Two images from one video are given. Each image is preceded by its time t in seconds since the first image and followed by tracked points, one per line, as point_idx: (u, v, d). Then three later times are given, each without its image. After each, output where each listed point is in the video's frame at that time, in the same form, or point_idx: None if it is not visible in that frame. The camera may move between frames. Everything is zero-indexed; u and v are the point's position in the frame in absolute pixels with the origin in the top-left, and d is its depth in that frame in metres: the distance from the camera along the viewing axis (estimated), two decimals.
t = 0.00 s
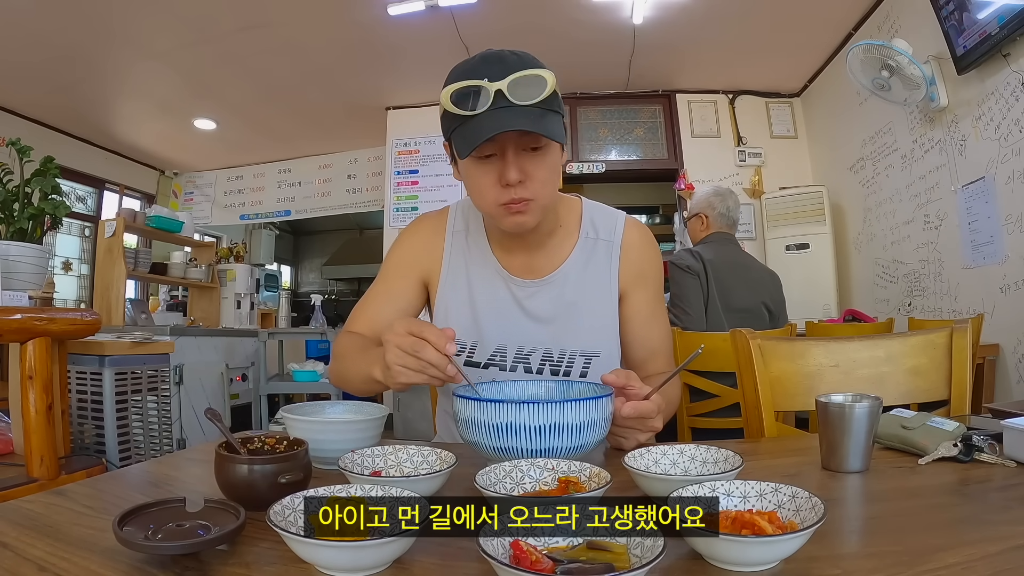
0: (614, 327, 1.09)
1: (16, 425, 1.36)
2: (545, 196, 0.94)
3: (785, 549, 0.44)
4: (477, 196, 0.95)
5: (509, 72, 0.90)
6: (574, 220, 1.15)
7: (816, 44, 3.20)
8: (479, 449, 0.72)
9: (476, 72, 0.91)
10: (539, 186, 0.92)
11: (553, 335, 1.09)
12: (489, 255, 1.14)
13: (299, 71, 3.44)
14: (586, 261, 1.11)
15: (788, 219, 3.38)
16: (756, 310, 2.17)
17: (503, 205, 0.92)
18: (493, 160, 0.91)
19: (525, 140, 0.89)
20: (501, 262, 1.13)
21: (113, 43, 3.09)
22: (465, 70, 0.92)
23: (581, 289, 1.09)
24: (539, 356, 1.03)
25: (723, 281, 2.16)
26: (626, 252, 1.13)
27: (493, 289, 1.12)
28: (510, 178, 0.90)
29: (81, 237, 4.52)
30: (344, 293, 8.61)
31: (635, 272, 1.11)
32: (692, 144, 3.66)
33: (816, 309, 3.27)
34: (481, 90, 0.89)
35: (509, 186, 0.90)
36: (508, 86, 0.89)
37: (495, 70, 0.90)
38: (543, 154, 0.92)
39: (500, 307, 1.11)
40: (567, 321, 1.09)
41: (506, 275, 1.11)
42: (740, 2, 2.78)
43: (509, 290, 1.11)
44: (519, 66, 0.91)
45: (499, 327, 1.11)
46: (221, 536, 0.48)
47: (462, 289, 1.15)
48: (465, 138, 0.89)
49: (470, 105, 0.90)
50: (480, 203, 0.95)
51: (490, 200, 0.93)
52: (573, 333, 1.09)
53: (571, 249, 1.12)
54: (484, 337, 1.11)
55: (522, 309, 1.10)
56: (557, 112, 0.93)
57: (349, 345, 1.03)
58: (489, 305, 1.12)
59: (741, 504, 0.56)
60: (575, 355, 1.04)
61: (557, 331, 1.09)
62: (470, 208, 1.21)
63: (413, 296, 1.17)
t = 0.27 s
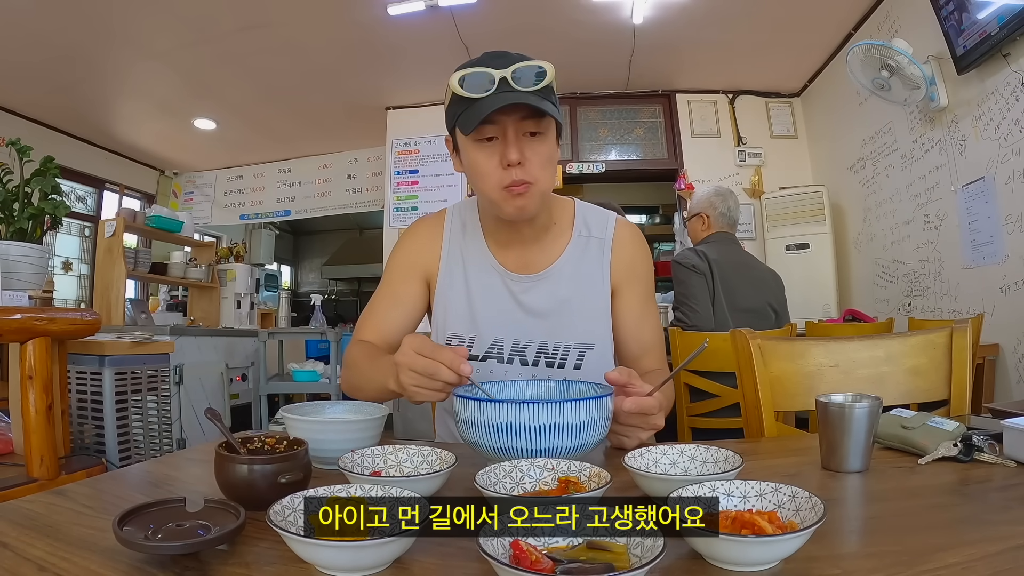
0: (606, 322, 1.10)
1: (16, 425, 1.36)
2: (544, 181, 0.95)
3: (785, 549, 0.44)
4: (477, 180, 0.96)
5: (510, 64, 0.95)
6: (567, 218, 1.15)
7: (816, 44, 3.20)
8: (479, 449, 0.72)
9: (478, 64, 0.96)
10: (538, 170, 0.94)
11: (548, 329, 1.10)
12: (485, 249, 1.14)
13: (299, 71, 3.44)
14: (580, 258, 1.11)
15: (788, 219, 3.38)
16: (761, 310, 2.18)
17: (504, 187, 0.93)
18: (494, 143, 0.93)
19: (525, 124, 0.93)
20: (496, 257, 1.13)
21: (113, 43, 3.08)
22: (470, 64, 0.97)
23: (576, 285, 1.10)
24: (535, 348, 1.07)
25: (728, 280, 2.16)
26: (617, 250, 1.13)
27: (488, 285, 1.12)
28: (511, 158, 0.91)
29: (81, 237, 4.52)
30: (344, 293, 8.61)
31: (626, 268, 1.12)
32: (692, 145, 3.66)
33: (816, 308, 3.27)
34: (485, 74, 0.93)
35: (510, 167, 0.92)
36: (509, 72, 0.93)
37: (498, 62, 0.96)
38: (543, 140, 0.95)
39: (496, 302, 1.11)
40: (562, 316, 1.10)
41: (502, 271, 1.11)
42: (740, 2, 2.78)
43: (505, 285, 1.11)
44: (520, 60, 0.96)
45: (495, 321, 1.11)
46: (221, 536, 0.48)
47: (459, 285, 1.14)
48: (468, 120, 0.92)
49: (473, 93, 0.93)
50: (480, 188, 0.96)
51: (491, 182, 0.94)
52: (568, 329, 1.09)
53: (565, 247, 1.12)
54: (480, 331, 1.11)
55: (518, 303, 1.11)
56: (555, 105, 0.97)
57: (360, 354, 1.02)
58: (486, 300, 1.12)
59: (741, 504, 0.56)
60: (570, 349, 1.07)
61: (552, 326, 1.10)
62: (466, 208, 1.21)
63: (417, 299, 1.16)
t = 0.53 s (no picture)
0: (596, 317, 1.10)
1: (16, 425, 1.36)
2: (534, 172, 0.96)
3: (785, 549, 0.44)
4: (467, 168, 0.97)
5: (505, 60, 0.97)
6: (560, 217, 1.15)
7: (816, 44, 3.20)
8: (479, 449, 0.72)
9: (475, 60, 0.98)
10: (529, 161, 0.94)
11: (540, 325, 1.10)
12: (477, 246, 1.14)
13: (299, 71, 3.44)
14: (572, 255, 1.11)
15: (788, 219, 3.38)
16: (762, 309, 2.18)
17: (492, 174, 0.94)
18: (487, 135, 0.94)
19: (517, 117, 0.95)
20: (489, 254, 1.13)
21: (113, 43, 3.08)
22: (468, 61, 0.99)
23: (567, 281, 1.10)
24: (528, 343, 1.07)
25: (731, 281, 2.16)
26: (607, 248, 1.14)
27: (481, 282, 1.12)
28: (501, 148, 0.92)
29: (81, 237, 4.52)
30: (344, 293, 8.61)
31: (615, 266, 1.13)
32: (692, 145, 3.66)
33: (816, 308, 3.27)
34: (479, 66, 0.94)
35: (501, 156, 0.93)
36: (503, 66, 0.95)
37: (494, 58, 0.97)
38: (534, 134, 0.96)
39: (489, 298, 1.11)
40: (553, 313, 1.10)
41: (495, 268, 1.11)
42: (740, 2, 2.78)
43: (498, 281, 1.11)
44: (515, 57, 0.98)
45: (488, 317, 1.11)
46: (221, 536, 0.48)
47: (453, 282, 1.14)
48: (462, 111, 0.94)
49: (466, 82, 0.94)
50: (471, 178, 0.97)
51: (481, 172, 0.94)
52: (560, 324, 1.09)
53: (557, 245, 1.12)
54: (473, 326, 1.11)
55: (510, 299, 1.11)
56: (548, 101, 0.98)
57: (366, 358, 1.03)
58: (479, 296, 1.12)
59: (741, 504, 0.56)
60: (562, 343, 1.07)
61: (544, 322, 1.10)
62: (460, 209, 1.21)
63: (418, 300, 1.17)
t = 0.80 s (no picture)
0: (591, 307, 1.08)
1: (16, 425, 1.36)
2: (526, 162, 0.95)
3: (784, 549, 0.44)
4: (460, 159, 0.97)
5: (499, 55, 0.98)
6: (552, 208, 1.14)
7: (816, 44, 3.20)
8: (479, 449, 0.72)
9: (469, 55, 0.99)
10: (520, 151, 0.94)
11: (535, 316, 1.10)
12: (469, 241, 1.14)
13: (299, 71, 3.44)
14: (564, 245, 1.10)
15: (788, 219, 3.38)
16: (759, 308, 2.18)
17: (482, 163, 0.93)
18: (479, 125, 0.95)
19: (509, 108, 0.95)
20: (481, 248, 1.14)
21: (113, 43, 3.08)
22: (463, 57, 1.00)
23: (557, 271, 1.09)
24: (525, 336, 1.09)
25: (726, 281, 2.16)
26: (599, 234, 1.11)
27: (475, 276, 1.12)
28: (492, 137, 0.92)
29: (80, 237, 4.52)
30: (344, 293, 8.61)
31: (605, 252, 1.09)
32: (692, 145, 3.66)
33: (816, 308, 3.27)
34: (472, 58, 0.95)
35: (492, 146, 0.92)
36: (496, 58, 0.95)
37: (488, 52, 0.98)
38: (526, 125, 0.96)
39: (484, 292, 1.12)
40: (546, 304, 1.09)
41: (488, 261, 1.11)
42: (740, 2, 2.78)
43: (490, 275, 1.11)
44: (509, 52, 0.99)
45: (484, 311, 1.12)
46: (221, 536, 0.48)
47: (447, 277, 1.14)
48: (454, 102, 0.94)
49: (459, 74, 0.95)
50: (463, 168, 0.97)
51: (472, 161, 0.94)
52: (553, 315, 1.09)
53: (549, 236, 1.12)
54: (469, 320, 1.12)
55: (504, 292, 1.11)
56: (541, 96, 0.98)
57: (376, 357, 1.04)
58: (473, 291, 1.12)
59: (741, 504, 0.56)
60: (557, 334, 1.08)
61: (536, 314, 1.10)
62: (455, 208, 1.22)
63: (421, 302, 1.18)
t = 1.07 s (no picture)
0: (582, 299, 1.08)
1: (16, 425, 1.36)
2: (523, 158, 0.96)
3: (784, 550, 0.44)
4: (458, 152, 0.98)
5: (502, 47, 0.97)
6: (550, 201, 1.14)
7: (816, 44, 3.20)
8: (479, 449, 0.72)
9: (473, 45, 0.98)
10: (517, 147, 0.95)
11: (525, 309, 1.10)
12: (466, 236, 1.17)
13: (299, 72, 3.44)
14: (557, 238, 1.10)
15: (788, 219, 3.38)
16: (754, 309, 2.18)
17: (478, 157, 0.94)
18: (477, 119, 0.95)
19: (508, 104, 0.95)
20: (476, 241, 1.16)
21: (113, 43, 3.08)
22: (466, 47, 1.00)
23: (547, 263, 1.10)
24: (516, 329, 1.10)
25: (718, 282, 2.16)
26: (592, 227, 1.10)
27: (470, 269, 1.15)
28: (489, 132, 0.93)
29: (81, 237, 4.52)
30: (344, 293, 8.61)
31: (594, 245, 1.08)
32: (692, 145, 3.66)
33: (817, 309, 3.26)
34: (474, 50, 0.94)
35: (488, 141, 0.93)
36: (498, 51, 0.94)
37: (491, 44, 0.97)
38: (526, 121, 0.96)
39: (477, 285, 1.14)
40: (536, 296, 1.10)
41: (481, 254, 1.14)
42: (740, 2, 2.78)
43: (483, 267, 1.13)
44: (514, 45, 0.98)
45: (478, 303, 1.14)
46: (222, 536, 0.48)
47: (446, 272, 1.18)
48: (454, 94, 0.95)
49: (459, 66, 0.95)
50: (460, 161, 0.98)
51: (469, 155, 0.95)
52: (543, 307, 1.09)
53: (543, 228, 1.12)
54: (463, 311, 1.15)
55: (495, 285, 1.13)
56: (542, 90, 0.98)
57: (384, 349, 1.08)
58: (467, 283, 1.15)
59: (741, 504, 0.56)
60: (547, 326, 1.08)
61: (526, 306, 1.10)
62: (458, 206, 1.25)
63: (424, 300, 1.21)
